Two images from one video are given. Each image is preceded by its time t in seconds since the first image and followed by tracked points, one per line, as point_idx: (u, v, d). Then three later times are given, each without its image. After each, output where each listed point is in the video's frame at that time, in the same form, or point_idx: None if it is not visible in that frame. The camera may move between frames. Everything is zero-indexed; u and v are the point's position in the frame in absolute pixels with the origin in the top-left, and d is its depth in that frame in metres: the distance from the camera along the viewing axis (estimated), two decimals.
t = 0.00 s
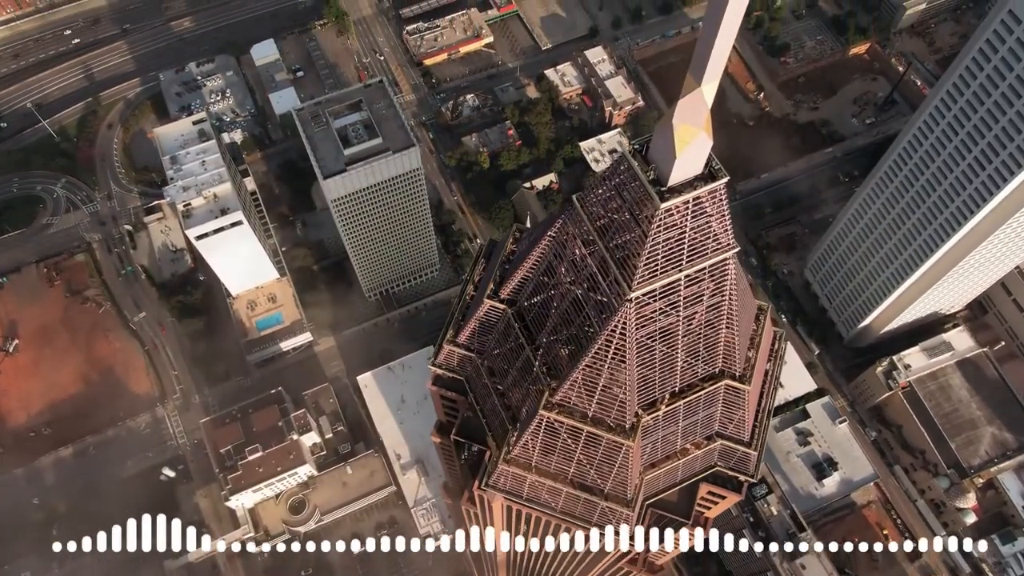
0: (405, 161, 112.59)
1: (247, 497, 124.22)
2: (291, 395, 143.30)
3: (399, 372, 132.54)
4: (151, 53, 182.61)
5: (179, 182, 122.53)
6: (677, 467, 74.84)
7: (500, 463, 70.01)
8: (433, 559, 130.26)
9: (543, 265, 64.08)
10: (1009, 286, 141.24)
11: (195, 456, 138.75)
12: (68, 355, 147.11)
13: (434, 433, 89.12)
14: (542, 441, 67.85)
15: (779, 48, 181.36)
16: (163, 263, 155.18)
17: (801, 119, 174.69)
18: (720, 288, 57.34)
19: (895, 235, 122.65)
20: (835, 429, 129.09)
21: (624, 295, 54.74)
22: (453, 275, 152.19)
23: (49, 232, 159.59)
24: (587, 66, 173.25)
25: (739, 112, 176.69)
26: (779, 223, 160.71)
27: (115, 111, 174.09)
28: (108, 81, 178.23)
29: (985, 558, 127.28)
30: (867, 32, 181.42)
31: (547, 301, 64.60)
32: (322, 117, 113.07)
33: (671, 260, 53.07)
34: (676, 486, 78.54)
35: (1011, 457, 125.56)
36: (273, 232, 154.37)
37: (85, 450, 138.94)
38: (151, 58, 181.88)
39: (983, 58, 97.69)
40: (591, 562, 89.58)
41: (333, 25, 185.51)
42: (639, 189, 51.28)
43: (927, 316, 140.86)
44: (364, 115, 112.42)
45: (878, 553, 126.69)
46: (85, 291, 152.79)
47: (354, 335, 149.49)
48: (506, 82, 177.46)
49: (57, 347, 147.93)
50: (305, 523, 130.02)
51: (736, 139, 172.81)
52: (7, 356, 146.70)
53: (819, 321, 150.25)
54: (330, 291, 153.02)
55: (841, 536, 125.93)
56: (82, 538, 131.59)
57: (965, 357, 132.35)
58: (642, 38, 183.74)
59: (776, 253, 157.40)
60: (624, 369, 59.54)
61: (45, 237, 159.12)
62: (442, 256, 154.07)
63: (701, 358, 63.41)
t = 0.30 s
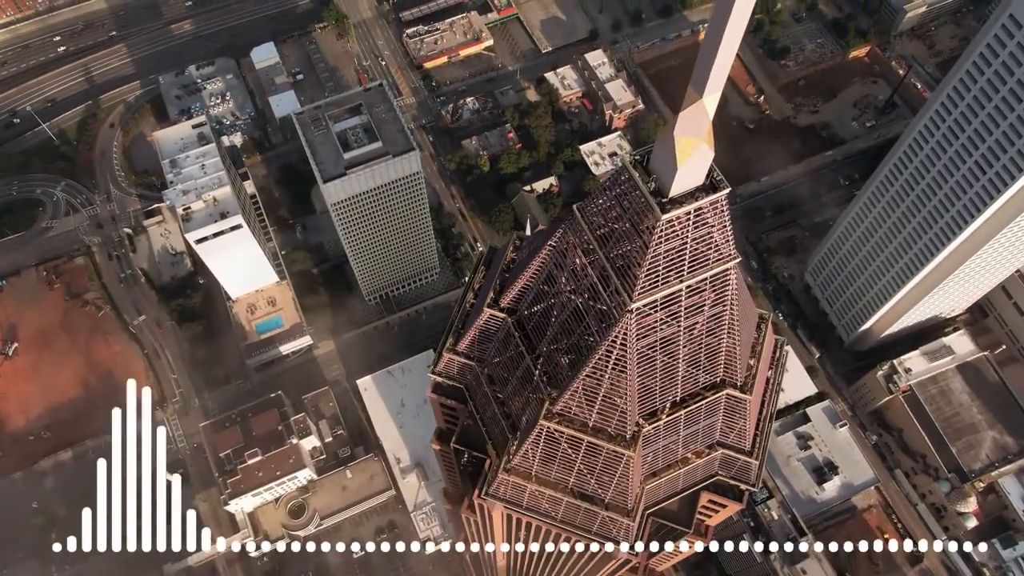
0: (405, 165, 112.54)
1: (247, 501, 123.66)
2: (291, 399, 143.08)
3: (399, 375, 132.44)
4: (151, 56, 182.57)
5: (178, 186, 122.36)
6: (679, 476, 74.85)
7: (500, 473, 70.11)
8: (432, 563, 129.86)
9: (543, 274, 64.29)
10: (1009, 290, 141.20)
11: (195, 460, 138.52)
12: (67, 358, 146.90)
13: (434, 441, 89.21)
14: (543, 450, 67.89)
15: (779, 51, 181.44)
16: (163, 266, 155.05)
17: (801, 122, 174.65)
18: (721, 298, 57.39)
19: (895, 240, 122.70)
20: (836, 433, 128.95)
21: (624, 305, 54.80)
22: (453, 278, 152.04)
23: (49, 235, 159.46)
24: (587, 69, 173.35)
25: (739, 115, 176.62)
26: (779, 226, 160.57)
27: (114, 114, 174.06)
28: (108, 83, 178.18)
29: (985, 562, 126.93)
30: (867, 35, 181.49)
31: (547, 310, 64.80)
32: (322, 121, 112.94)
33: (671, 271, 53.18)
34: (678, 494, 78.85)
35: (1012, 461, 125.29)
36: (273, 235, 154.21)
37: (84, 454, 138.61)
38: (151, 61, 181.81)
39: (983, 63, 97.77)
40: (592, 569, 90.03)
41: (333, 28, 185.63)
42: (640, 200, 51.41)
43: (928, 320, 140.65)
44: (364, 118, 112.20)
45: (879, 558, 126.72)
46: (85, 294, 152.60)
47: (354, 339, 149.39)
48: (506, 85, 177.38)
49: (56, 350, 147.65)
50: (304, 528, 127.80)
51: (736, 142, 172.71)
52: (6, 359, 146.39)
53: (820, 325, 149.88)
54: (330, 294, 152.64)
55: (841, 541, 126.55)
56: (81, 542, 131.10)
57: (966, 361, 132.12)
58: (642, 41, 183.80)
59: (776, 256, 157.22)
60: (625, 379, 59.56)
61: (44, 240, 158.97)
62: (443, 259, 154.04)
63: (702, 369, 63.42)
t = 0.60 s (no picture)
0: (405, 169, 112.34)
1: (247, 505, 123.11)
2: (290, 403, 142.83)
3: (399, 379, 132.52)
4: (151, 59, 182.58)
5: (178, 190, 122.07)
6: (682, 486, 75.58)
7: (500, 482, 70.42)
8: (432, 568, 129.59)
9: (543, 283, 64.55)
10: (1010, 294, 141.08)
11: (194, 464, 138.29)
12: (66, 362, 146.65)
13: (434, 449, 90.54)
14: (543, 459, 68.15)
15: (779, 54, 181.47)
16: (162, 270, 154.88)
17: (801, 126, 174.58)
18: (722, 308, 57.57)
19: (895, 245, 122.64)
20: (836, 437, 128.78)
21: (625, 316, 54.94)
22: (454, 282, 151.78)
23: (48, 238, 159.35)
24: (587, 72, 173.44)
25: (740, 118, 176.52)
26: (779, 230, 160.44)
27: (114, 117, 174.01)
28: (108, 87, 178.16)
29: (986, 567, 125.67)
30: (867, 38, 181.51)
31: (547, 319, 65.03)
32: (322, 125, 112.77)
33: (673, 282, 53.30)
34: (680, 503, 79.53)
35: (1013, 465, 124.97)
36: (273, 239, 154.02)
37: (83, 457, 138.29)
38: (151, 64, 181.83)
39: (982, 68, 97.80)
40: None
41: (333, 32, 185.71)
42: (641, 211, 51.47)
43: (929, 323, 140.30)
44: (364, 122, 112.09)
45: (880, 562, 126.79)
46: (84, 298, 152.49)
47: (354, 342, 149.23)
48: (506, 88, 177.24)
49: (55, 353, 147.43)
50: (303, 533, 127.40)
51: (736, 145, 172.63)
52: (5, 362, 146.00)
53: (822, 329, 149.51)
54: (330, 297, 152.15)
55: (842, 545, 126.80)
56: (81, 546, 130.73)
57: (968, 364, 131.57)
58: (642, 44, 183.75)
59: (776, 260, 157.09)
60: (626, 389, 59.67)
61: (44, 244, 158.85)
62: (443, 263, 153.83)
63: (704, 379, 63.63)
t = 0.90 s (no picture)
0: (405, 173, 112.25)
1: (247, 510, 122.83)
2: (290, 407, 142.56)
3: (399, 383, 132.34)
4: (151, 62, 182.52)
5: (178, 194, 121.89)
6: (682, 496, 76.24)
7: (500, 493, 71.08)
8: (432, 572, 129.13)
9: (544, 293, 65.18)
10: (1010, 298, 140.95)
11: (194, 468, 138.01)
12: (65, 366, 146.35)
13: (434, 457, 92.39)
14: (543, 470, 68.74)
15: (779, 57, 181.39)
16: (162, 273, 154.70)
17: (801, 129, 174.45)
18: (723, 320, 58.09)
19: (895, 250, 122.61)
20: (837, 442, 128.47)
21: (627, 328, 55.34)
22: (454, 286, 151.50)
23: (48, 242, 159.19)
24: (587, 76, 173.37)
25: (740, 122, 176.40)
26: (779, 233, 160.24)
27: (114, 120, 173.93)
28: (107, 90, 178.04)
29: (988, 571, 125.44)
30: (867, 42, 181.54)
31: (548, 329, 65.70)
32: (322, 129, 112.70)
33: (674, 295, 53.67)
34: (681, 513, 80.06)
35: (1014, 470, 124.29)
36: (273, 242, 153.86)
37: (82, 462, 137.99)
38: (151, 67, 181.77)
39: (982, 74, 97.94)
40: None
41: (333, 35, 185.79)
42: (642, 223, 51.82)
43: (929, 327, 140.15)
44: (365, 127, 112.05)
45: (881, 566, 126.43)
46: (84, 301, 152.33)
47: (354, 346, 149.06)
48: (506, 92, 177.11)
49: (55, 356, 147.16)
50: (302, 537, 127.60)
51: (736, 149, 172.50)
52: (4, 366, 145.70)
53: (822, 333, 149.33)
54: (330, 301, 151.59)
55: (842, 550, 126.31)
56: (80, 550, 130.31)
57: (968, 369, 131.49)
58: (642, 48, 183.70)
59: (776, 263, 156.96)
60: (627, 400, 60.20)
61: (43, 247, 158.69)
62: (443, 267, 153.71)
63: (705, 390, 64.27)
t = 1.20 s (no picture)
0: (405, 177, 111.99)
1: (247, 514, 122.56)
2: (289, 411, 142.31)
3: (399, 387, 132.17)
4: (151, 65, 182.36)
5: (177, 197, 121.65)
6: (684, 505, 77.21)
7: (500, 502, 71.88)
8: None
9: (544, 303, 65.85)
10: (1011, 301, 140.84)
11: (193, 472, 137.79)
12: (64, 369, 146.11)
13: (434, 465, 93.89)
14: (543, 480, 69.40)
15: (779, 60, 181.46)
16: (161, 277, 154.55)
17: (801, 132, 174.39)
18: (725, 330, 58.71)
19: (895, 254, 122.52)
20: (837, 446, 128.32)
21: (628, 340, 55.89)
22: (454, 289, 151.37)
23: (47, 245, 159.09)
24: (587, 79, 173.21)
25: (740, 125, 176.36)
26: (780, 237, 160.09)
27: (114, 123, 173.83)
28: (107, 93, 177.99)
29: None
30: (867, 45, 181.50)
31: (549, 338, 66.41)
32: (321, 132, 112.46)
33: (675, 307, 54.24)
34: (681, 522, 80.76)
35: (1015, 474, 123.97)
36: (273, 246, 153.71)
37: (82, 465, 137.74)
38: (151, 70, 181.71)
39: (982, 79, 97.90)
40: None
41: (333, 38, 185.78)
42: (643, 235, 52.35)
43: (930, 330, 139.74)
44: (364, 130, 111.84)
45: (881, 571, 126.39)
46: (83, 305, 152.17)
47: (354, 349, 148.88)
48: (506, 95, 177.01)
49: (54, 359, 146.95)
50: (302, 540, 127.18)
51: (737, 152, 172.49)
52: (3, 370, 145.44)
53: (823, 337, 149.01)
54: (330, 304, 151.10)
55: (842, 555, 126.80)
56: (79, 555, 130.03)
57: (970, 373, 131.07)
58: (642, 50, 183.65)
59: (776, 267, 156.78)
60: (628, 409, 60.90)
61: (43, 250, 158.57)
62: (443, 270, 153.53)
63: (705, 400, 65.09)
